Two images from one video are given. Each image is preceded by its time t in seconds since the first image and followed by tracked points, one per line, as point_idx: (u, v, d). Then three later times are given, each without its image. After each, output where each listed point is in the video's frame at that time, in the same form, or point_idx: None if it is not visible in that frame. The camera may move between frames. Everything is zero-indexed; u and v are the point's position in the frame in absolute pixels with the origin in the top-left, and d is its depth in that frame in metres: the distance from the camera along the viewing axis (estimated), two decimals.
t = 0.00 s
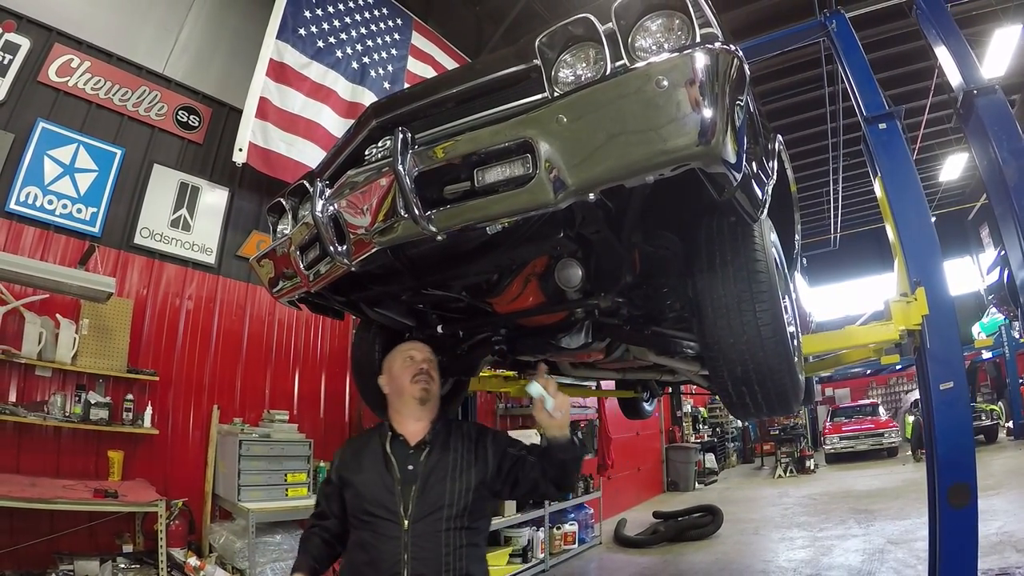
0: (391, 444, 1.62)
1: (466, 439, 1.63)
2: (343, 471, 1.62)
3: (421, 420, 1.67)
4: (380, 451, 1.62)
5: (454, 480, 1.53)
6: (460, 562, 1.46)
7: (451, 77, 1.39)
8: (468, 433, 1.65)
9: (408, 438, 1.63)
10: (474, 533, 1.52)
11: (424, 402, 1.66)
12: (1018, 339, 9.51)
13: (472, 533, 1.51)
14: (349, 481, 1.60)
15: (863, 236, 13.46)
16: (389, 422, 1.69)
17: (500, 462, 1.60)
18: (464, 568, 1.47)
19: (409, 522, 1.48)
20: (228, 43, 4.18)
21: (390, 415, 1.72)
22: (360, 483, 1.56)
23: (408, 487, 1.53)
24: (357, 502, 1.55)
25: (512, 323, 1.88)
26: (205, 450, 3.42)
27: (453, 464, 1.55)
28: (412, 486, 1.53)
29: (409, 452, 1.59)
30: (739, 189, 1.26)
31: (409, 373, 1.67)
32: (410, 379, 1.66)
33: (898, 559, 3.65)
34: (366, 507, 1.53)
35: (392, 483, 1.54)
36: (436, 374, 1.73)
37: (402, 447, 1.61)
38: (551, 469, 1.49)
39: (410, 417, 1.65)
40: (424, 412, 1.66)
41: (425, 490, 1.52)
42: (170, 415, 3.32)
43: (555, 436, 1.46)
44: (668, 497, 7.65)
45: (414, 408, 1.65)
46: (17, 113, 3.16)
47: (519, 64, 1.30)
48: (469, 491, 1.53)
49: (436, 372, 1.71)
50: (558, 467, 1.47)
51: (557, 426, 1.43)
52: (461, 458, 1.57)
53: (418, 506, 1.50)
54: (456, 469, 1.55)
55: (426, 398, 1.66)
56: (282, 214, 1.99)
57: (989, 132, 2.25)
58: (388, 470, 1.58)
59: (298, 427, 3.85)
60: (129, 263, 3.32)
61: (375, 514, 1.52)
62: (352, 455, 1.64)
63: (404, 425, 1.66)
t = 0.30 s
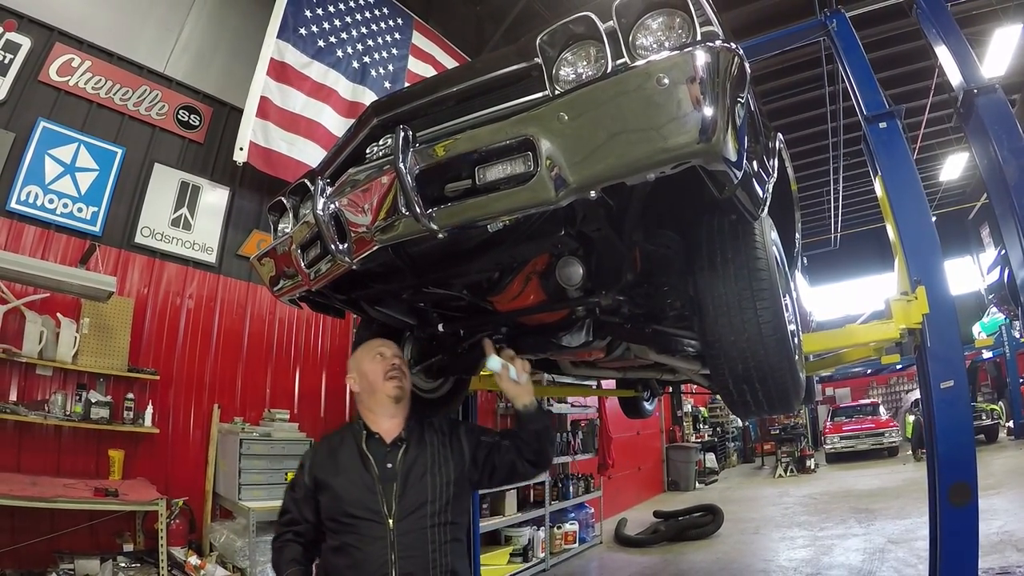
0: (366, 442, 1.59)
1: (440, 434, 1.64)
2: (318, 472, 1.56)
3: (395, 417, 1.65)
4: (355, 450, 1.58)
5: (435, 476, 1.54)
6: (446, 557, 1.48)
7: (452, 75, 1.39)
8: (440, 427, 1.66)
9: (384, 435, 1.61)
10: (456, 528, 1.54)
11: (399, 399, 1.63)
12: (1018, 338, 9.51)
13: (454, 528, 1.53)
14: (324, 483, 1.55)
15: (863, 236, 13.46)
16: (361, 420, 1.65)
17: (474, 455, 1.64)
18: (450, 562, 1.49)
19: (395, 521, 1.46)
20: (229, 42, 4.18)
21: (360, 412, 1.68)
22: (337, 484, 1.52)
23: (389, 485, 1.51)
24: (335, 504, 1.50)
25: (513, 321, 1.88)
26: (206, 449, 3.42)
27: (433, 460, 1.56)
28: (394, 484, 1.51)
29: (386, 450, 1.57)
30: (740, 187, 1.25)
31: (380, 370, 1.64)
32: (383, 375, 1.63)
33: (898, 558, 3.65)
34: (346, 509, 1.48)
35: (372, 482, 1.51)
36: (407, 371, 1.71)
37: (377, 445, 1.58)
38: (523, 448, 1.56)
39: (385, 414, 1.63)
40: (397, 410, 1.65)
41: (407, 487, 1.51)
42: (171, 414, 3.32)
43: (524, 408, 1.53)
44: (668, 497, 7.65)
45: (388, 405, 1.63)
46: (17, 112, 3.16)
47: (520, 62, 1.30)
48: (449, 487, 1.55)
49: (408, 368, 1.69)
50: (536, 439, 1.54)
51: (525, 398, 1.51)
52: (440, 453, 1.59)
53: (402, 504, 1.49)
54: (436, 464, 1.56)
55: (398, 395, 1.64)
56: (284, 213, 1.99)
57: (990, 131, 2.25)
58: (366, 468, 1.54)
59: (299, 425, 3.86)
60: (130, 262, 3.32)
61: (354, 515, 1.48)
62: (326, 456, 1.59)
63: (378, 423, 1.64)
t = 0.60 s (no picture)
0: (349, 439, 1.59)
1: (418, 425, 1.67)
2: (301, 474, 1.54)
3: (376, 413, 1.66)
4: (337, 448, 1.57)
5: (419, 468, 1.56)
6: (436, 548, 1.51)
7: (454, 74, 1.38)
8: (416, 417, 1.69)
9: (368, 432, 1.61)
10: (443, 518, 1.57)
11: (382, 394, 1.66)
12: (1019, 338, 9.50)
13: (441, 519, 1.56)
14: (308, 484, 1.53)
15: (864, 235, 13.45)
16: (342, 417, 1.65)
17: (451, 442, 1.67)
18: (440, 553, 1.52)
19: (384, 517, 1.47)
20: (230, 42, 4.18)
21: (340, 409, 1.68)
22: (322, 484, 1.50)
23: (375, 481, 1.51)
24: (322, 505, 1.48)
25: (514, 320, 1.88)
26: (207, 449, 3.42)
27: (416, 453, 1.58)
28: (381, 480, 1.52)
29: (370, 445, 1.58)
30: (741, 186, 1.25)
31: (361, 367, 1.65)
32: (365, 369, 1.65)
33: (899, 558, 3.64)
34: (334, 509, 1.47)
35: (358, 480, 1.51)
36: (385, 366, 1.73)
37: (361, 441, 1.59)
38: (500, 419, 1.61)
39: (367, 410, 1.64)
40: (378, 406, 1.66)
41: (394, 482, 1.52)
42: (172, 414, 3.32)
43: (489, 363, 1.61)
44: (669, 497, 7.64)
45: (371, 400, 1.64)
46: (18, 111, 3.16)
47: (521, 61, 1.30)
48: (434, 478, 1.57)
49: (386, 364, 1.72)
50: (513, 391, 1.61)
51: (485, 350, 1.62)
52: (421, 445, 1.61)
53: (390, 499, 1.50)
54: (419, 456, 1.58)
55: (380, 390, 1.65)
56: (285, 212, 1.99)
57: (991, 130, 2.25)
58: (350, 466, 1.54)
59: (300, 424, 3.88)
60: (131, 261, 3.33)
61: (341, 514, 1.47)
62: (308, 458, 1.57)
63: (360, 419, 1.64)
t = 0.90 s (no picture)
0: (340, 437, 1.60)
1: (404, 419, 1.71)
2: (292, 473, 1.53)
3: (365, 411, 1.68)
4: (327, 446, 1.58)
5: (409, 462, 1.60)
6: (429, 541, 1.55)
7: (454, 76, 1.39)
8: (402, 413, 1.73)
9: (358, 430, 1.63)
10: (434, 512, 1.61)
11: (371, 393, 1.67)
12: (1020, 338, 9.49)
13: (432, 513, 1.60)
14: (300, 483, 1.52)
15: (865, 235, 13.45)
16: (330, 415, 1.66)
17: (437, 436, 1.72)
18: (433, 546, 1.55)
19: (378, 513, 1.49)
20: (231, 43, 4.18)
21: (328, 408, 1.69)
22: (315, 482, 1.50)
23: (367, 478, 1.53)
24: (315, 504, 1.48)
25: (515, 320, 1.89)
26: (208, 449, 3.43)
27: (406, 448, 1.62)
28: (373, 477, 1.53)
29: (360, 441, 1.60)
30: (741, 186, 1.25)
31: (351, 365, 1.66)
32: (355, 367, 1.66)
33: (900, 558, 3.65)
34: (328, 508, 1.47)
35: (350, 477, 1.52)
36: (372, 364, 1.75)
37: (352, 438, 1.60)
38: (483, 404, 1.75)
39: (356, 408, 1.66)
40: (366, 405, 1.68)
41: (386, 477, 1.55)
42: (174, 414, 3.33)
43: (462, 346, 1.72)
44: (670, 497, 7.64)
45: (360, 398, 1.66)
46: (20, 113, 3.17)
47: (521, 62, 1.30)
48: (424, 471, 1.61)
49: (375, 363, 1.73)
50: (492, 373, 1.74)
51: (457, 334, 1.72)
52: (410, 440, 1.65)
53: (383, 495, 1.52)
54: (409, 450, 1.62)
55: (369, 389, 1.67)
56: (286, 213, 2.00)
57: (991, 129, 2.25)
58: (342, 463, 1.55)
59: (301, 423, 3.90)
60: (133, 262, 3.34)
61: (334, 512, 1.47)
62: (299, 457, 1.56)
63: (350, 418, 1.66)
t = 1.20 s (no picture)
0: (336, 438, 1.61)
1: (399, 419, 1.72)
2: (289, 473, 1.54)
3: (359, 412, 1.70)
4: (323, 446, 1.59)
5: (405, 461, 1.61)
6: (425, 539, 1.56)
7: (453, 79, 1.40)
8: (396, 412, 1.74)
9: (354, 430, 1.64)
10: (430, 510, 1.62)
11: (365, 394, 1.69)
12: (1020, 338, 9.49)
13: (428, 511, 1.61)
14: (296, 483, 1.53)
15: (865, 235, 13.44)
16: (325, 416, 1.68)
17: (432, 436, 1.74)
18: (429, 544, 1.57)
19: (375, 511, 1.50)
20: (231, 44, 4.19)
21: (322, 408, 1.70)
22: (312, 481, 1.51)
23: (364, 477, 1.54)
24: (312, 503, 1.49)
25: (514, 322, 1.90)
26: (210, 450, 3.45)
27: (401, 447, 1.63)
28: (369, 475, 1.55)
29: (355, 441, 1.61)
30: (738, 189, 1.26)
31: (343, 366, 1.67)
32: (348, 369, 1.67)
33: (899, 558, 3.65)
34: (325, 507, 1.48)
35: (346, 476, 1.53)
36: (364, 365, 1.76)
37: (348, 438, 1.62)
38: (476, 402, 1.77)
39: (350, 409, 1.67)
40: (360, 405, 1.69)
41: (382, 476, 1.56)
42: (176, 414, 3.34)
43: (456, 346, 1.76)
44: (670, 497, 7.64)
45: (355, 399, 1.67)
46: (21, 114, 3.19)
47: (519, 66, 1.31)
48: (420, 470, 1.63)
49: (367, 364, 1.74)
50: (485, 373, 1.77)
51: (453, 334, 1.76)
52: (406, 439, 1.66)
53: (379, 494, 1.53)
54: (404, 449, 1.63)
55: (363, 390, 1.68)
56: (286, 215, 2.00)
57: (990, 131, 2.26)
58: (337, 462, 1.56)
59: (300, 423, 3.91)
60: (134, 263, 3.35)
61: (331, 511, 1.48)
62: (295, 457, 1.57)
63: (345, 418, 1.67)
